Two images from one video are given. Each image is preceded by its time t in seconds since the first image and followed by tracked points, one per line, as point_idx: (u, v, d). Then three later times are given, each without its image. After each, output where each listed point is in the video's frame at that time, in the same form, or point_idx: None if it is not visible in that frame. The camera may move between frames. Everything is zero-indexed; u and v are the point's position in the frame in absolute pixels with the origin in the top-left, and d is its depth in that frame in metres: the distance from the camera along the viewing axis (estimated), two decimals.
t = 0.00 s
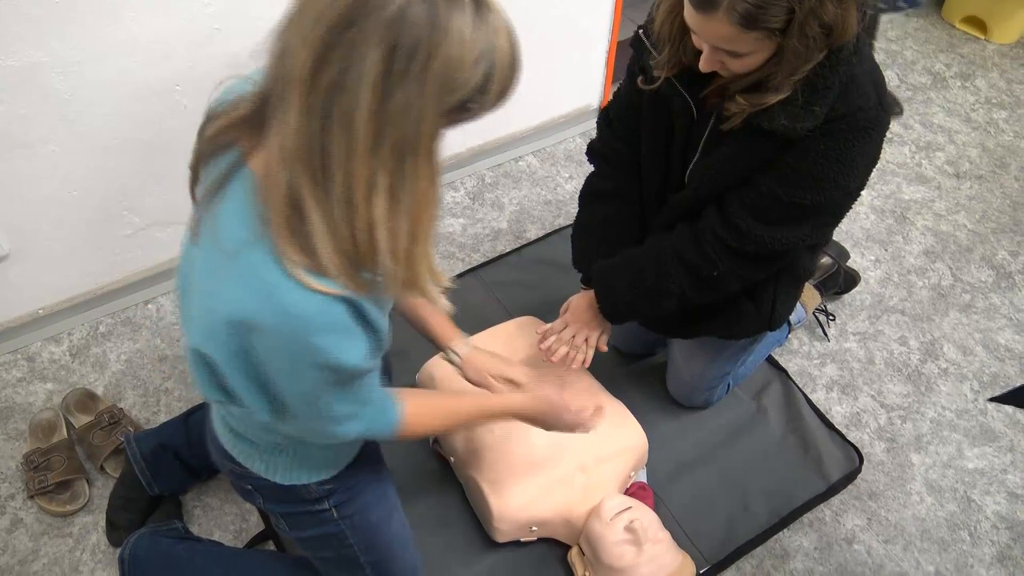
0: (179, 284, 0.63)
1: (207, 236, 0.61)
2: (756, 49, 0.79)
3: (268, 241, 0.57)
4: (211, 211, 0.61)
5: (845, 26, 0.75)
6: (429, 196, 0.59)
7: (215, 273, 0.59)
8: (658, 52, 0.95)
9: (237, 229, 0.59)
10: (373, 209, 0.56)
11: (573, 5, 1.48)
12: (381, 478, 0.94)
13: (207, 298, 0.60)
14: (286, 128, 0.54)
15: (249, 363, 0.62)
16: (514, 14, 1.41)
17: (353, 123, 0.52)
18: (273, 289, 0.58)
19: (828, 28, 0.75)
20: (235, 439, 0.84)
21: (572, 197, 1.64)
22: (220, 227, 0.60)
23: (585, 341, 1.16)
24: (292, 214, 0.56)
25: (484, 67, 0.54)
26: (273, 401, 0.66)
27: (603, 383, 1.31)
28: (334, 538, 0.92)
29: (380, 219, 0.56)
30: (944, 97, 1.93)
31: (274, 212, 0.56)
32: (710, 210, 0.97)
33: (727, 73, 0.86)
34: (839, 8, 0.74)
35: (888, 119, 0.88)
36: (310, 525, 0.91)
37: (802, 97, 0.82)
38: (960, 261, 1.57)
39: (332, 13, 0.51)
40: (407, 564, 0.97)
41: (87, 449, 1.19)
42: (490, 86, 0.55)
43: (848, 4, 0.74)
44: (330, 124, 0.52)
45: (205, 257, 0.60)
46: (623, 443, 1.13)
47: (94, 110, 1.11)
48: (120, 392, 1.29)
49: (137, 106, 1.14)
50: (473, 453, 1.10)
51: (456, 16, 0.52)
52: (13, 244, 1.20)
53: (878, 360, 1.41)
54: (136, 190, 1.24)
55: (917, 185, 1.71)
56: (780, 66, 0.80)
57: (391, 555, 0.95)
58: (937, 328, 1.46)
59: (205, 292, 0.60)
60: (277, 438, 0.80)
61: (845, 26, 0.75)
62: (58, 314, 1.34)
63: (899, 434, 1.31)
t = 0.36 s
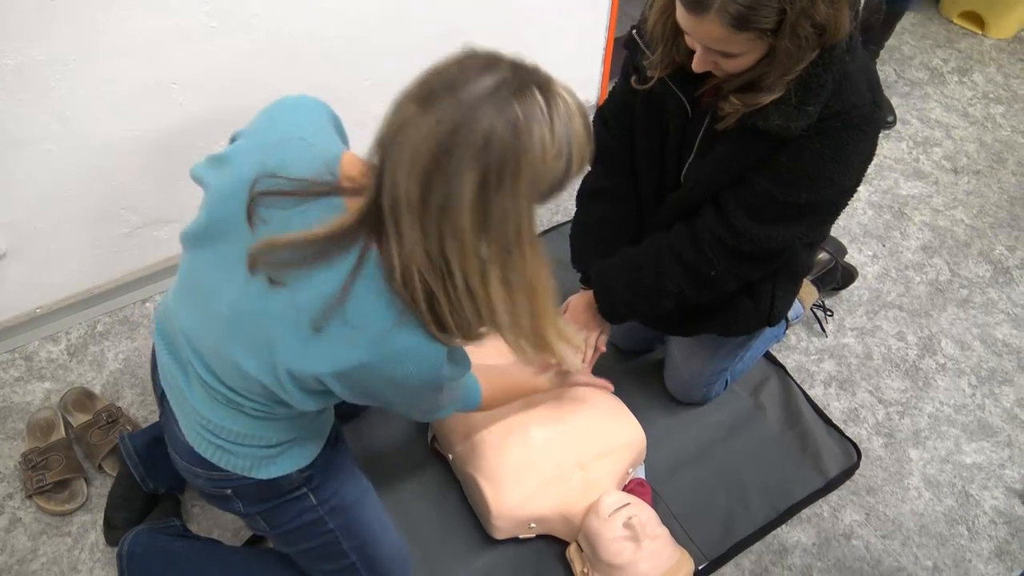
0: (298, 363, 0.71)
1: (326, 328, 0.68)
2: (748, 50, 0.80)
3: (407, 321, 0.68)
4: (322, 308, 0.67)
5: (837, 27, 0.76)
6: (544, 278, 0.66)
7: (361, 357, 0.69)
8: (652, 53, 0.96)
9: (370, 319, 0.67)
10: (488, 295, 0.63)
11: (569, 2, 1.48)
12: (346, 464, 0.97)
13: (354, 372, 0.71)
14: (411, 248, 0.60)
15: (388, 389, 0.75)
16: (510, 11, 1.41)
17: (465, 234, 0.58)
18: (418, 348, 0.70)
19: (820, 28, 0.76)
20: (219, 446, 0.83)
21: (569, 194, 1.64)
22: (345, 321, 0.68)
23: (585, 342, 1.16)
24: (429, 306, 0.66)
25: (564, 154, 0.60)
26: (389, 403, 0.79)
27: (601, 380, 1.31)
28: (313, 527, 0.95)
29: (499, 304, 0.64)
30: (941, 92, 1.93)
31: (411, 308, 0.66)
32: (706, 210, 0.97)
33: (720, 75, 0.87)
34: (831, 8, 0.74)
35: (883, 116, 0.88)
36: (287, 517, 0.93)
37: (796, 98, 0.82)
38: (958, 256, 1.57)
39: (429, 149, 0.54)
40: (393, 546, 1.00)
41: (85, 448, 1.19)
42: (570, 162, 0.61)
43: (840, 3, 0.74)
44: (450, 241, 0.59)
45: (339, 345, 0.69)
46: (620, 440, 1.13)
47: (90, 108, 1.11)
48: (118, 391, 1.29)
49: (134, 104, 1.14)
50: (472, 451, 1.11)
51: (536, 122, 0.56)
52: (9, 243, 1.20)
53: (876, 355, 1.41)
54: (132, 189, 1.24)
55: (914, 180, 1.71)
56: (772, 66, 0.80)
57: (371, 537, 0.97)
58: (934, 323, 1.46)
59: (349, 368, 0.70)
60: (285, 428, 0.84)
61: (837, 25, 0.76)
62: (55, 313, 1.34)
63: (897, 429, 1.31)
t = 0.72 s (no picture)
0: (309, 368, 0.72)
1: (340, 335, 0.70)
2: (740, 58, 0.79)
3: (416, 332, 0.72)
4: (337, 315, 0.69)
5: (828, 32, 0.76)
6: (535, 284, 0.74)
7: (372, 364, 0.72)
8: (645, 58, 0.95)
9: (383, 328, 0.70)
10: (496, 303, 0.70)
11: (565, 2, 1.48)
12: (340, 464, 0.97)
13: (364, 378, 0.73)
14: (423, 266, 0.66)
15: (391, 395, 0.78)
16: (506, 10, 1.41)
17: (471, 249, 0.65)
18: (425, 358, 0.74)
19: (812, 34, 0.75)
20: (217, 444, 0.83)
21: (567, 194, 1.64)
22: (359, 328, 0.70)
23: (583, 344, 1.16)
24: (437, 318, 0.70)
25: (562, 167, 0.65)
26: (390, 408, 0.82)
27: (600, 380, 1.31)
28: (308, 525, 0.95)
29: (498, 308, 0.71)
30: (939, 90, 1.93)
31: (421, 320, 0.70)
32: (701, 214, 0.97)
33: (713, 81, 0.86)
34: (822, 14, 0.74)
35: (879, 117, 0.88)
36: (282, 516, 0.93)
37: (789, 102, 0.82)
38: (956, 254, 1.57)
39: (431, 183, 0.62)
40: (389, 544, 0.99)
41: (83, 450, 1.19)
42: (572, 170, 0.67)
43: (831, 9, 0.74)
44: (458, 256, 0.65)
45: (352, 353, 0.71)
46: (617, 438, 1.13)
47: (86, 110, 1.11)
48: (115, 392, 1.29)
49: (131, 106, 1.14)
50: (469, 454, 1.10)
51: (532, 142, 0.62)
52: (5, 245, 1.20)
53: (874, 354, 1.41)
54: (129, 190, 1.24)
55: (912, 178, 1.71)
56: (763, 73, 0.80)
57: (367, 538, 0.97)
58: (933, 321, 1.46)
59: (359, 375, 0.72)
60: (282, 430, 0.84)
61: (829, 30, 0.76)
62: (53, 314, 1.33)
63: (896, 428, 1.31)
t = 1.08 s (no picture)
0: (310, 374, 0.72)
1: (342, 342, 0.71)
2: (741, 57, 0.78)
3: (417, 339, 0.72)
4: (339, 321, 0.69)
5: (829, 35, 0.75)
6: (540, 288, 0.74)
7: (373, 370, 0.72)
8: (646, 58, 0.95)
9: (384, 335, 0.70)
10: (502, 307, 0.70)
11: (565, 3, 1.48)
12: (337, 465, 0.97)
13: (365, 384, 0.73)
14: (426, 274, 0.66)
15: (392, 401, 0.78)
16: (506, 11, 1.41)
17: (474, 256, 0.65)
18: (426, 365, 0.74)
19: (812, 37, 0.75)
20: (217, 447, 0.83)
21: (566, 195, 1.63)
22: (361, 335, 0.70)
23: (581, 346, 1.17)
24: (439, 326, 0.71)
25: (564, 168, 0.65)
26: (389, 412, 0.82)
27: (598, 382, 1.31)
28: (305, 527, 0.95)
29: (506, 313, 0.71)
30: (939, 93, 1.93)
31: (423, 327, 0.70)
32: (700, 217, 0.97)
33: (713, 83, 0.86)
34: (823, 17, 0.73)
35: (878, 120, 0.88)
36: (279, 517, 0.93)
37: (788, 105, 0.82)
38: (955, 257, 1.57)
39: (434, 191, 0.62)
40: (386, 546, 0.99)
41: (80, 451, 1.19)
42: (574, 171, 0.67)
43: (832, 11, 0.73)
44: (462, 264, 0.66)
45: (354, 359, 0.71)
46: (616, 440, 1.12)
47: (85, 110, 1.11)
48: (113, 393, 1.29)
49: (130, 107, 1.14)
50: (467, 457, 1.10)
51: (533, 147, 0.62)
52: (3, 245, 1.19)
53: (873, 357, 1.41)
54: (128, 190, 1.24)
55: (912, 181, 1.71)
56: (763, 76, 0.79)
57: (365, 539, 0.97)
58: (932, 324, 1.46)
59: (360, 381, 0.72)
60: (281, 433, 0.84)
61: (829, 34, 0.75)
62: (51, 314, 1.33)
63: (895, 431, 1.31)
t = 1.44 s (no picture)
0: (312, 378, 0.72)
1: (344, 347, 0.70)
2: (750, 45, 0.78)
3: (420, 344, 0.71)
4: (341, 325, 0.69)
5: (839, 25, 0.75)
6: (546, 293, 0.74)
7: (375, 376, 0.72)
8: (647, 52, 0.95)
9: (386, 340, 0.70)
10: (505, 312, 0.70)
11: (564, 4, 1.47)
12: (336, 468, 0.97)
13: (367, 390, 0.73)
14: (432, 281, 0.66)
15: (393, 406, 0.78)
16: (505, 12, 1.41)
17: (480, 262, 0.65)
18: (428, 371, 0.73)
19: (823, 27, 0.74)
20: (217, 451, 0.82)
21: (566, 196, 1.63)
22: (363, 340, 0.70)
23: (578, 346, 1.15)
24: (442, 331, 0.70)
25: (572, 174, 0.65)
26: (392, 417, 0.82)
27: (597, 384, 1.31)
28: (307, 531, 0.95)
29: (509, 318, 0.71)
30: (939, 93, 1.92)
31: (426, 332, 0.70)
32: (702, 217, 0.96)
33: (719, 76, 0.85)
34: (833, 7, 0.73)
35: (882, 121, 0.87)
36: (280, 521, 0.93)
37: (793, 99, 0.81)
38: (956, 258, 1.57)
39: (444, 194, 0.61)
40: (386, 548, 0.99)
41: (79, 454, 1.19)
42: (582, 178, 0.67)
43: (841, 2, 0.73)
44: (466, 270, 0.66)
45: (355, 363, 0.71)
46: (615, 443, 1.12)
47: (84, 111, 1.10)
48: (112, 395, 1.29)
49: (129, 110, 1.14)
50: (468, 456, 1.10)
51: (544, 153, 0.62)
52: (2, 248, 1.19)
53: (874, 358, 1.40)
54: (128, 192, 1.23)
55: (912, 182, 1.71)
56: (771, 66, 0.79)
57: (365, 542, 0.97)
58: (932, 325, 1.46)
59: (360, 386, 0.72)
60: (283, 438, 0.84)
61: (837, 27, 0.75)
62: (50, 317, 1.33)
63: (895, 432, 1.31)
